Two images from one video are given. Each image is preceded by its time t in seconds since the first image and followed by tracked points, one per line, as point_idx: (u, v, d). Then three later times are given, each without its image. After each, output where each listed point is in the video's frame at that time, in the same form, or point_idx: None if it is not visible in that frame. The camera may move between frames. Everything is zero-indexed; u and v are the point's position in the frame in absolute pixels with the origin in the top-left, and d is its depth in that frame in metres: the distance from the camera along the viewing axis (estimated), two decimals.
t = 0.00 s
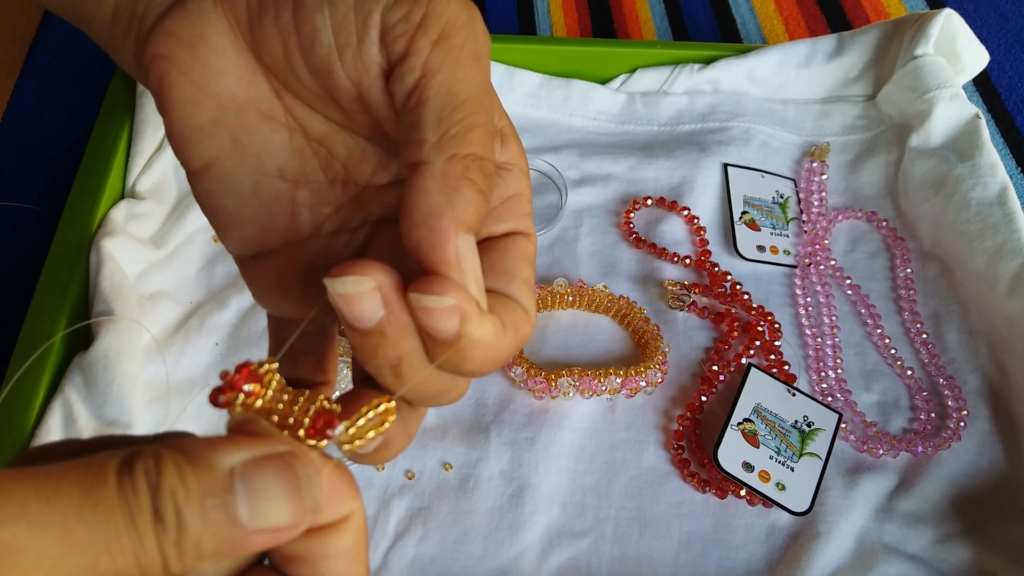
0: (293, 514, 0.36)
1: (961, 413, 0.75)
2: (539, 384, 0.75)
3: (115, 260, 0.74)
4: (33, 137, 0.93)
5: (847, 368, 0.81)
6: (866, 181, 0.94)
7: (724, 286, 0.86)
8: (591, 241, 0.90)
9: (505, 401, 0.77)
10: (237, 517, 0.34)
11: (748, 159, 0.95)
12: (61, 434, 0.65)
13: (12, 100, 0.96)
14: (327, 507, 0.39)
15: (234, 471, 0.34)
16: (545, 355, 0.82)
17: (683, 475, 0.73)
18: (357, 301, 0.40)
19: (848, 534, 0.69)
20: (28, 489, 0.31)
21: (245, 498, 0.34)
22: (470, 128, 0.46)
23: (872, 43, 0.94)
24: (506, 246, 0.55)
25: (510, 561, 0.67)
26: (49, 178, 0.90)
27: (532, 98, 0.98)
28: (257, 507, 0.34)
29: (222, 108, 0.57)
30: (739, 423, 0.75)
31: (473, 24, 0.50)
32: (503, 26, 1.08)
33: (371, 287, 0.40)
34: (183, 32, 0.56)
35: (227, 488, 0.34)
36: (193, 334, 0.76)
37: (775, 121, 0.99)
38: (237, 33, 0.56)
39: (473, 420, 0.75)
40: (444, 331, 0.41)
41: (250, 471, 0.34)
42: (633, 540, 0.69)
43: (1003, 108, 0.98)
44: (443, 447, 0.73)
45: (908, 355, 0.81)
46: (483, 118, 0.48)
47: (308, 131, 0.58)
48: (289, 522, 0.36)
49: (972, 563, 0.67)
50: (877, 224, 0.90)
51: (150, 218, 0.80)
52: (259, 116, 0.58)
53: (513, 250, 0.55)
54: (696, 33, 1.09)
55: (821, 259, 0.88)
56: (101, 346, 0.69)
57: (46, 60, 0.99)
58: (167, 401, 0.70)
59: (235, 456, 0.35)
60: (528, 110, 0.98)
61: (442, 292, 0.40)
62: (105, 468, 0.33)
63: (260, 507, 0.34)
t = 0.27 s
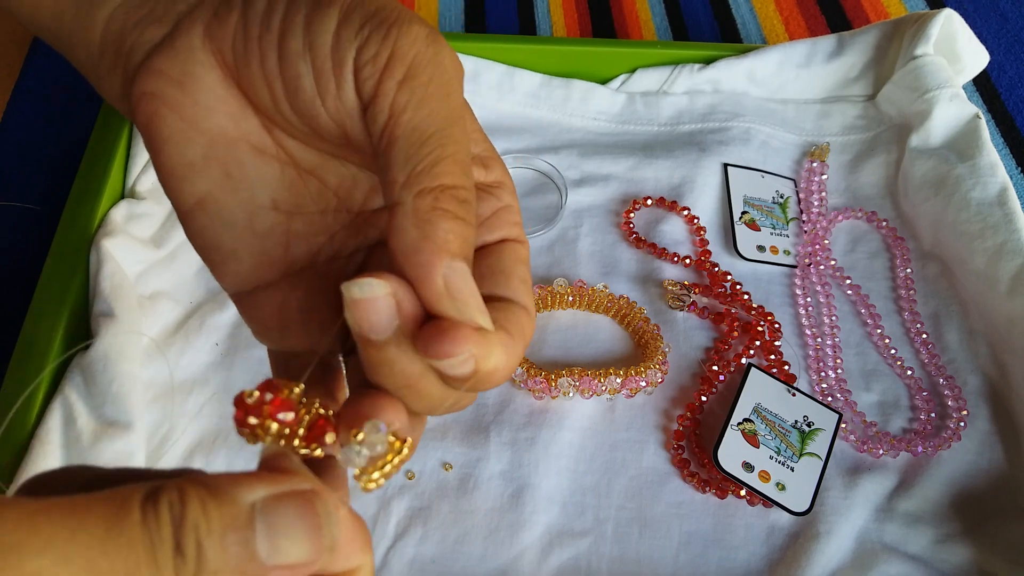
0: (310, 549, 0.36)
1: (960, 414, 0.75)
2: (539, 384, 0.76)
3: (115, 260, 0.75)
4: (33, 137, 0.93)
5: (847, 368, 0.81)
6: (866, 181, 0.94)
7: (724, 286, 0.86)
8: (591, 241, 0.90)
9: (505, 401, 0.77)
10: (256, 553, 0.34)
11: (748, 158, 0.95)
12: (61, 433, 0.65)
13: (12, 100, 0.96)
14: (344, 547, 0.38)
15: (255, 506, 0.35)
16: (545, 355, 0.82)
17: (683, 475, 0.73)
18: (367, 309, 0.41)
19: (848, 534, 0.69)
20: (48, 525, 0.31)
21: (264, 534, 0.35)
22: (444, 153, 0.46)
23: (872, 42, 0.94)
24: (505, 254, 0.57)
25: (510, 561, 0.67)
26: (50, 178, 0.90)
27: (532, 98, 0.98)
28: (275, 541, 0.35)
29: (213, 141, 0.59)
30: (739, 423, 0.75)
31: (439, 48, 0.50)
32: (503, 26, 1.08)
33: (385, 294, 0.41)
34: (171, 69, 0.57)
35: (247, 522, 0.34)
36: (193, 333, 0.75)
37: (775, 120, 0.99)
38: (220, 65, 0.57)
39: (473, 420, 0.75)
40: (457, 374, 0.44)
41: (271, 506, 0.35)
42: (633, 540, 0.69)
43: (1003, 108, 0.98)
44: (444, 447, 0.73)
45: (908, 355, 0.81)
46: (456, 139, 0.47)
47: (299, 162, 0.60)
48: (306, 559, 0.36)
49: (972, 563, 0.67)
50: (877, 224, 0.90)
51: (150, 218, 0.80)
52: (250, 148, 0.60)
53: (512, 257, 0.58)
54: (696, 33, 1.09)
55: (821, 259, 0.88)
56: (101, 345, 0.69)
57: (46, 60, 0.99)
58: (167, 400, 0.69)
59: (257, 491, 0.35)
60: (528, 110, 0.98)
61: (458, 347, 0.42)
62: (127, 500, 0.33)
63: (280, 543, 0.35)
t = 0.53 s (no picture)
0: (329, 539, 0.37)
1: (961, 414, 0.75)
2: (539, 384, 0.75)
3: (115, 260, 0.74)
4: (33, 137, 0.93)
5: (847, 368, 0.81)
6: (866, 180, 0.94)
7: (724, 286, 0.86)
8: (591, 241, 0.90)
9: (505, 401, 0.77)
10: (274, 534, 0.37)
11: (748, 159, 0.95)
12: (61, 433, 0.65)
13: (11, 100, 0.96)
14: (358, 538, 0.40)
15: (280, 490, 0.38)
16: (545, 355, 0.82)
17: (683, 475, 0.73)
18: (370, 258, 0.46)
19: (848, 534, 0.69)
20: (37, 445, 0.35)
21: (286, 518, 0.37)
22: (431, 86, 0.42)
23: (872, 42, 0.94)
24: (548, 176, 0.57)
25: (510, 561, 0.67)
26: (49, 178, 0.90)
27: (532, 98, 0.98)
28: (294, 527, 0.37)
29: (243, 131, 0.59)
30: (739, 423, 0.75)
31: None
32: (503, 26, 1.08)
33: (377, 242, 0.46)
34: (197, 63, 0.57)
35: (271, 499, 0.37)
36: (193, 334, 0.75)
37: (775, 120, 0.99)
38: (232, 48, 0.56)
39: (473, 420, 0.75)
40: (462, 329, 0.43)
41: (296, 492, 0.37)
42: (633, 540, 0.69)
43: (1003, 108, 0.98)
44: (443, 447, 0.73)
45: (908, 355, 0.81)
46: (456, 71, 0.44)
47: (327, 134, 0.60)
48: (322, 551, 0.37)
49: (972, 563, 0.67)
50: (877, 224, 0.90)
51: (150, 218, 0.80)
52: (281, 129, 0.59)
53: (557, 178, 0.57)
54: (696, 33, 1.09)
55: (821, 259, 0.88)
56: (101, 346, 0.69)
57: (46, 61, 0.99)
58: (166, 400, 0.71)
59: (282, 475, 0.38)
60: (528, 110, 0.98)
61: (445, 306, 0.41)
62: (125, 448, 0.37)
63: (297, 527, 0.37)
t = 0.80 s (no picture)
0: (332, 512, 0.36)
1: (960, 414, 0.75)
2: (539, 384, 0.75)
3: (115, 260, 0.74)
4: (33, 137, 0.93)
5: (847, 368, 0.81)
6: (866, 180, 0.94)
7: (724, 286, 0.86)
8: (591, 241, 0.90)
9: (505, 401, 0.77)
10: (276, 507, 0.35)
11: (748, 159, 0.95)
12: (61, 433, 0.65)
13: (12, 100, 0.96)
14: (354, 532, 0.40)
15: (278, 463, 0.36)
16: (545, 355, 0.82)
17: (683, 475, 0.73)
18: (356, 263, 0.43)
19: (848, 534, 0.69)
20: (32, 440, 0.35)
21: (287, 491, 0.36)
22: (408, 112, 0.40)
23: (872, 43, 0.94)
24: (545, 186, 0.57)
25: (510, 561, 0.67)
26: (49, 178, 0.90)
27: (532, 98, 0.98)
28: (297, 501, 0.36)
29: (239, 146, 0.59)
30: (739, 423, 0.75)
31: None
32: (503, 26, 1.08)
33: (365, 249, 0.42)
34: (187, 82, 0.57)
35: (271, 472, 0.36)
36: (193, 334, 0.75)
37: (775, 120, 0.99)
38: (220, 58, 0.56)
39: (473, 420, 0.75)
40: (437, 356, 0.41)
41: (294, 466, 0.37)
42: (633, 540, 0.69)
43: (1003, 108, 0.98)
44: (443, 447, 0.73)
45: (908, 355, 0.81)
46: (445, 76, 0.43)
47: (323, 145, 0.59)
48: (326, 521, 0.36)
49: (972, 563, 0.67)
50: (877, 224, 0.90)
51: (150, 218, 0.80)
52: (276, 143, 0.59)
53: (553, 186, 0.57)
54: (696, 33, 1.09)
55: (821, 259, 0.88)
56: (101, 345, 0.69)
57: (46, 61, 0.99)
58: (166, 400, 0.71)
59: (281, 451, 0.37)
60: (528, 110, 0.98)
61: (419, 335, 0.39)
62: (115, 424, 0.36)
63: (299, 499, 0.36)
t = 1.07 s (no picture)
0: (319, 527, 0.36)
1: (961, 413, 0.75)
2: (539, 384, 0.75)
3: (115, 260, 0.74)
4: (33, 137, 0.93)
5: (847, 368, 0.81)
6: (866, 180, 0.94)
7: (724, 286, 0.86)
8: (591, 241, 0.90)
9: (505, 401, 0.77)
10: (263, 523, 0.36)
11: (748, 159, 0.95)
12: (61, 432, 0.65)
13: (12, 100, 0.96)
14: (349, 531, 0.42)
15: (270, 477, 0.37)
16: (545, 355, 0.82)
17: (683, 475, 0.73)
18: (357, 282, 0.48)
19: (848, 534, 0.69)
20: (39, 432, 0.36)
21: (275, 506, 0.36)
22: (341, 140, 0.38)
23: (872, 42, 0.94)
24: (538, 195, 0.56)
25: (510, 561, 0.67)
26: (49, 177, 0.90)
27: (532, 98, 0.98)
28: (284, 515, 0.36)
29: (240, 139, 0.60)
30: (739, 423, 0.75)
31: (325, 21, 0.41)
32: (503, 26, 1.08)
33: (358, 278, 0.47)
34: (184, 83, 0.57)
35: (262, 485, 0.36)
36: (193, 334, 0.75)
37: (775, 120, 0.99)
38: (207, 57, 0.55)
39: (473, 420, 0.75)
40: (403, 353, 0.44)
41: (285, 477, 0.37)
42: (633, 540, 0.69)
43: (1003, 108, 0.98)
44: (443, 447, 0.73)
45: (908, 355, 0.81)
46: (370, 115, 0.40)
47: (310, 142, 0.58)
48: (316, 535, 0.36)
49: (972, 563, 0.67)
50: (877, 224, 0.90)
51: (150, 218, 0.80)
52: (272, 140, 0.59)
53: (547, 194, 0.57)
54: (696, 33, 1.09)
55: (821, 259, 0.88)
56: (101, 345, 0.69)
57: (46, 61, 0.99)
58: (166, 401, 0.71)
59: (276, 463, 0.38)
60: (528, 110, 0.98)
61: (384, 330, 0.41)
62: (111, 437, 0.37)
63: (286, 514, 0.36)
